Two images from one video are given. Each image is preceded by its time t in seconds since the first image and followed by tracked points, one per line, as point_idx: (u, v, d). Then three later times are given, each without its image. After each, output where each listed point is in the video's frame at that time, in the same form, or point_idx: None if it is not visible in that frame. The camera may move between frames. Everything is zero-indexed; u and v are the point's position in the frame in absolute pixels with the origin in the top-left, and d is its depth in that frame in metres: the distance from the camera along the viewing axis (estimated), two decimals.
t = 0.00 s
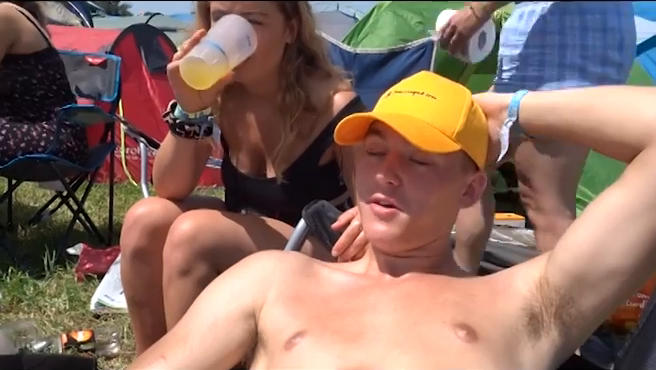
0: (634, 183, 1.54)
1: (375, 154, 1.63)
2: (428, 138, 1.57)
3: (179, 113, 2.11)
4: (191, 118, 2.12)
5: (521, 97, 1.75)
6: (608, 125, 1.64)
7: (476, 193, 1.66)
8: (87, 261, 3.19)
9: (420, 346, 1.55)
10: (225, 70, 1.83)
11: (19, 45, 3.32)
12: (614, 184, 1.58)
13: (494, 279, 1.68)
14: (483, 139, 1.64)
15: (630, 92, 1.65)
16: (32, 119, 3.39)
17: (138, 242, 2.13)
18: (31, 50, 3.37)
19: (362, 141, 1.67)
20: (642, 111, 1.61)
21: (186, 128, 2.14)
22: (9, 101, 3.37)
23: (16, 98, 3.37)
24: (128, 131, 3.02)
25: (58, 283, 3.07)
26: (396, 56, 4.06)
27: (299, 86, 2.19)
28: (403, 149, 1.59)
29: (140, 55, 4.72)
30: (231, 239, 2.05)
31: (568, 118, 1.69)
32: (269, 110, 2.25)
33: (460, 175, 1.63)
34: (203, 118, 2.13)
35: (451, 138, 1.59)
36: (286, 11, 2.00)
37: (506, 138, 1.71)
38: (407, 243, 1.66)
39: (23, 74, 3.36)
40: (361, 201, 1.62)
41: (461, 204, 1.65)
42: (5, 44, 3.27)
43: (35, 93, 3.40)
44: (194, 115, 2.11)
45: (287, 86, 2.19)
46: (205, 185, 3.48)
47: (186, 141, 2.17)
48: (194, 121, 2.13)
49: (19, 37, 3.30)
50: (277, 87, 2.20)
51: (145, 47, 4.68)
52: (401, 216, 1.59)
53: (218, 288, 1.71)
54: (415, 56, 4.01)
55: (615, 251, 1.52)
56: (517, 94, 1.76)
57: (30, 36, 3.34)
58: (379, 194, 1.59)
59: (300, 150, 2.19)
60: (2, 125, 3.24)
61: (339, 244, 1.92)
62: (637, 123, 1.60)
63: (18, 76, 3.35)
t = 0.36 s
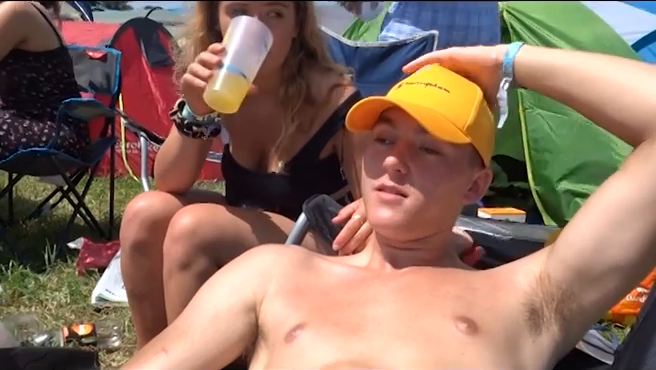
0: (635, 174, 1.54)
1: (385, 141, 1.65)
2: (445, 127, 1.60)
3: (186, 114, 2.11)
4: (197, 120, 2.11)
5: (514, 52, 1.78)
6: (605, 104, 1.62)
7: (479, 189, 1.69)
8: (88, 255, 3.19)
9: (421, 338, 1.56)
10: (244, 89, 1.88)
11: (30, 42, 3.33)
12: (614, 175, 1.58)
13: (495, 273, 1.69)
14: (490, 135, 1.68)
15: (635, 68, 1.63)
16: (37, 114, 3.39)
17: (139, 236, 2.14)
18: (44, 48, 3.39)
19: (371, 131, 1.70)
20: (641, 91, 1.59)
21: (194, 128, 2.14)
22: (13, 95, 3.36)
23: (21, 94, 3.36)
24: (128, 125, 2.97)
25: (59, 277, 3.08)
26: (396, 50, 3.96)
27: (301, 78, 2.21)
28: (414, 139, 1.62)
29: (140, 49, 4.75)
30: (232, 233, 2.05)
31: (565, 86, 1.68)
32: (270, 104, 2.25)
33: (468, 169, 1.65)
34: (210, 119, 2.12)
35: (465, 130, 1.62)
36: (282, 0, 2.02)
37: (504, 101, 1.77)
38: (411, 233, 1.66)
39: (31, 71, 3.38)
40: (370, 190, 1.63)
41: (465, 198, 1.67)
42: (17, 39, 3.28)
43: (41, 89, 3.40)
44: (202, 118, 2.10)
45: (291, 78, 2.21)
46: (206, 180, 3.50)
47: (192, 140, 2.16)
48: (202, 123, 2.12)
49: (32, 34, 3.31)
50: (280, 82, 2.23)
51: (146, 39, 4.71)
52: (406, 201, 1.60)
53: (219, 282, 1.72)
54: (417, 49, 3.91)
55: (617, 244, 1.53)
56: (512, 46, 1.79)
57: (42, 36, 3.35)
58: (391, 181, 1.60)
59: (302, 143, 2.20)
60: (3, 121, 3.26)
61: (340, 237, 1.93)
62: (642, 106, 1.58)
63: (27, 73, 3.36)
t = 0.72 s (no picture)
0: (634, 168, 1.53)
1: (382, 136, 1.65)
2: (445, 119, 1.60)
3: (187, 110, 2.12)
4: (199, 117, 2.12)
5: (500, 60, 1.74)
6: (602, 104, 1.61)
7: (476, 184, 1.69)
8: (89, 249, 3.20)
9: (421, 329, 1.56)
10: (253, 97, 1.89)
11: (52, 38, 3.32)
12: (612, 169, 1.58)
13: (494, 265, 1.70)
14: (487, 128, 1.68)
15: (630, 65, 1.62)
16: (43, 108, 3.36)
17: (139, 229, 2.14)
18: (62, 46, 3.37)
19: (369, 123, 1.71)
20: (640, 89, 1.57)
21: (196, 124, 2.14)
22: (23, 88, 3.33)
23: (29, 88, 3.34)
24: (129, 118, 2.98)
25: (60, 271, 3.08)
26: (396, 44, 3.99)
27: (304, 72, 2.22)
28: (412, 133, 1.62)
29: (140, 43, 4.74)
30: (232, 226, 2.06)
31: (561, 91, 1.67)
32: (271, 98, 2.25)
33: (465, 162, 1.65)
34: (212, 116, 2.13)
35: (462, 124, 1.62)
36: None
37: (493, 112, 1.70)
38: (411, 226, 1.66)
39: (46, 67, 3.35)
40: (367, 186, 1.63)
41: (463, 192, 1.68)
42: (38, 36, 3.24)
43: (53, 84, 3.38)
44: (204, 115, 2.11)
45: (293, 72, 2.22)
46: (207, 174, 3.51)
47: (194, 136, 2.18)
48: (204, 119, 2.13)
49: (53, 32, 3.30)
50: (283, 76, 2.22)
51: (146, 33, 4.71)
52: (405, 199, 1.61)
53: (219, 276, 1.73)
54: (417, 44, 3.94)
55: (617, 238, 1.52)
56: (498, 53, 1.75)
57: (62, 34, 3.35)
58: (390, 179, 1.60)
59: (303, 136, 2.21)
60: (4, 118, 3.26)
61: (339, 231, 1.93)
62: (640, 103, 1.57)
63: (43, 68, 3.34)
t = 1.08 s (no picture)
0: (633, 164, 1.53)
1: (383, 130, 1.66)
2: (446, 112, 1.60)
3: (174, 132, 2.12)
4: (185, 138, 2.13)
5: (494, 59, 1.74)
6: (602, 101, 1.61)
7: (476, 179, 1.70)
8: (89, 245, 3.20)
9: (420, 326, 1.57)
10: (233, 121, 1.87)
11: (56, 38, 3.35)
12: (611, 165, 1.58)
13: (493, 262, 1.70)
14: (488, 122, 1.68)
15: (629, 62, 1.62)
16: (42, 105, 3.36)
17: (139, 225, 2.15)
18: (64, 47, 3.38)
19: (371, 115, 1.71)
20: (640, 86, 1.57)
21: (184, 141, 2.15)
22: (23, 85, 3.34)
23: (29, 85, 3.34)
24: (129, 115, 2.99)
25: (60, 267, 3.09)
26: (396, 40, 3.98)
27: (303, 68, 2.22)
28: (412, 127, 1.62)
29: (140, 37, 4.74)
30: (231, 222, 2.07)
31: (559, 88, 1.67)
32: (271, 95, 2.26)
33: (466, 158, 1.66)
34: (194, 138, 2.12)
35: (463, 118, 1.62)
36: None
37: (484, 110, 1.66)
38: (411, 222, 1.66)
39: (48, 66, 3.36)
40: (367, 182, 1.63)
41: (463, 188, 1.68)
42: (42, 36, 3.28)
43: (55, 82, 3.39)
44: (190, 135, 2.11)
45: (293, 69, 2.22)
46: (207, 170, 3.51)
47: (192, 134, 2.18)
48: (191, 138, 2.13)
49: (57, 31, 3.33)
50: (283, 72, 2.22)
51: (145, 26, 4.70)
52: (404, 196, 1.61)
53: (219, 272, 1.73)
54: (417, 39, 3.98)
55: (616, 235, 1.52)
56: (491, 53, 1.75)
57: (65, 34, 3.38)
58: (389, 170, 1.61)
59: (304, 133, 2.20)
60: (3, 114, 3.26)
61: (339, 227, 1.94)
62: (640, 100, 1.57)
63: (44, 67, 3.35)
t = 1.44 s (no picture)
0: (632, 161, 1.53)
1: (383, 127, 1.66)
2: (446, 110, 1.60)
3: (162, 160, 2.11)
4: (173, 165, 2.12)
5: (493, 56, 1.75)
6: (601, 97, 1.61)
7: (475, 177, 1.71)
8: (88, 242, 3.21)
9: (419, 323, 1.57)
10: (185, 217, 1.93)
11: (56, 37, 3.32)
12: (610, 162, 1.58)
13: (492, 259, 1.70)
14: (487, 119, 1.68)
15: (629, 58, 1.62)
16: (41, 103, 3.35)
17: (137, 222, 2.15)
18: (62, 45, 3.36)
19: (371, 112, 1.72)
20: (638, 82, 1.57)
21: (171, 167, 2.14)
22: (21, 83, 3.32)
23: (27, 84, 3.33)
24: (128, 112, 2.99)
25: (59, 264, 3.09)
26: (396, 37, 4.07)
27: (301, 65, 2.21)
28: (412, 124, 1.62)
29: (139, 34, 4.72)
30: (229, 219, 2.08)
31: (557, 84, 1.67)
32: (270, 93, 2.26)
33: (466, 155, 1.66)
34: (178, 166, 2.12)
35: (463, 115, 1.63)
36: None
37: (484, 106, 1.67)
38: (409, 219, 1.67)
39: (46, 64, 3.34)
40: (366, 177, 1.63)
41: (462, 186, 1.69)
42: (44, 35, 3.25)
43: (53, 80, 3.38)
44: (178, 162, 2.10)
45: (291, 66, 2.21)
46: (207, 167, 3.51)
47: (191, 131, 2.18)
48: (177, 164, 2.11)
49: (57, 30, 3.30)
50: (280, 70, 2.22)
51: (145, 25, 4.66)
52: (402, 190, 1.61)
53: (218, 269, 1.73)
54: (416, 36, 4.00)
55: (614, 232, 1.53)
56: (491, 50, 1.76)
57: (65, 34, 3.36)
58: (388, 166, 1.60)
59: (303, 130, 2.20)
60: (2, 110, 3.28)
61: (338, 224, 1.94)
62: (638, 98, 1.57)
63: (43, 66, 3.34)
